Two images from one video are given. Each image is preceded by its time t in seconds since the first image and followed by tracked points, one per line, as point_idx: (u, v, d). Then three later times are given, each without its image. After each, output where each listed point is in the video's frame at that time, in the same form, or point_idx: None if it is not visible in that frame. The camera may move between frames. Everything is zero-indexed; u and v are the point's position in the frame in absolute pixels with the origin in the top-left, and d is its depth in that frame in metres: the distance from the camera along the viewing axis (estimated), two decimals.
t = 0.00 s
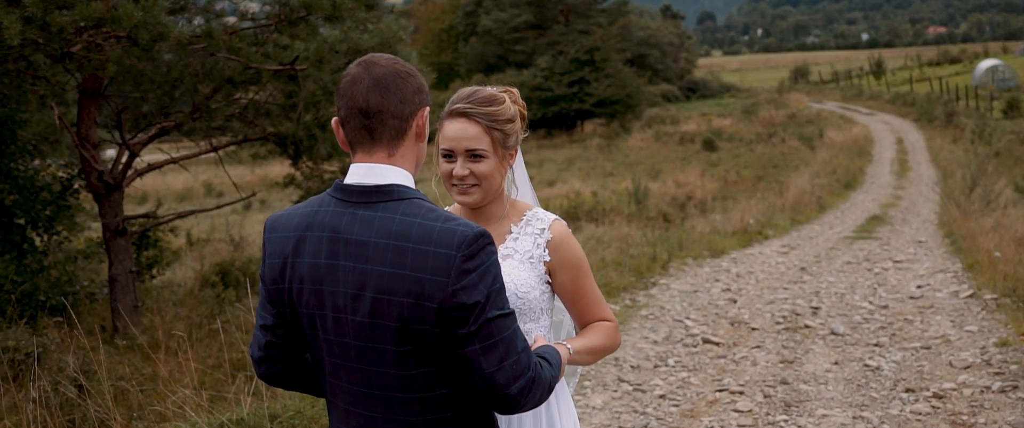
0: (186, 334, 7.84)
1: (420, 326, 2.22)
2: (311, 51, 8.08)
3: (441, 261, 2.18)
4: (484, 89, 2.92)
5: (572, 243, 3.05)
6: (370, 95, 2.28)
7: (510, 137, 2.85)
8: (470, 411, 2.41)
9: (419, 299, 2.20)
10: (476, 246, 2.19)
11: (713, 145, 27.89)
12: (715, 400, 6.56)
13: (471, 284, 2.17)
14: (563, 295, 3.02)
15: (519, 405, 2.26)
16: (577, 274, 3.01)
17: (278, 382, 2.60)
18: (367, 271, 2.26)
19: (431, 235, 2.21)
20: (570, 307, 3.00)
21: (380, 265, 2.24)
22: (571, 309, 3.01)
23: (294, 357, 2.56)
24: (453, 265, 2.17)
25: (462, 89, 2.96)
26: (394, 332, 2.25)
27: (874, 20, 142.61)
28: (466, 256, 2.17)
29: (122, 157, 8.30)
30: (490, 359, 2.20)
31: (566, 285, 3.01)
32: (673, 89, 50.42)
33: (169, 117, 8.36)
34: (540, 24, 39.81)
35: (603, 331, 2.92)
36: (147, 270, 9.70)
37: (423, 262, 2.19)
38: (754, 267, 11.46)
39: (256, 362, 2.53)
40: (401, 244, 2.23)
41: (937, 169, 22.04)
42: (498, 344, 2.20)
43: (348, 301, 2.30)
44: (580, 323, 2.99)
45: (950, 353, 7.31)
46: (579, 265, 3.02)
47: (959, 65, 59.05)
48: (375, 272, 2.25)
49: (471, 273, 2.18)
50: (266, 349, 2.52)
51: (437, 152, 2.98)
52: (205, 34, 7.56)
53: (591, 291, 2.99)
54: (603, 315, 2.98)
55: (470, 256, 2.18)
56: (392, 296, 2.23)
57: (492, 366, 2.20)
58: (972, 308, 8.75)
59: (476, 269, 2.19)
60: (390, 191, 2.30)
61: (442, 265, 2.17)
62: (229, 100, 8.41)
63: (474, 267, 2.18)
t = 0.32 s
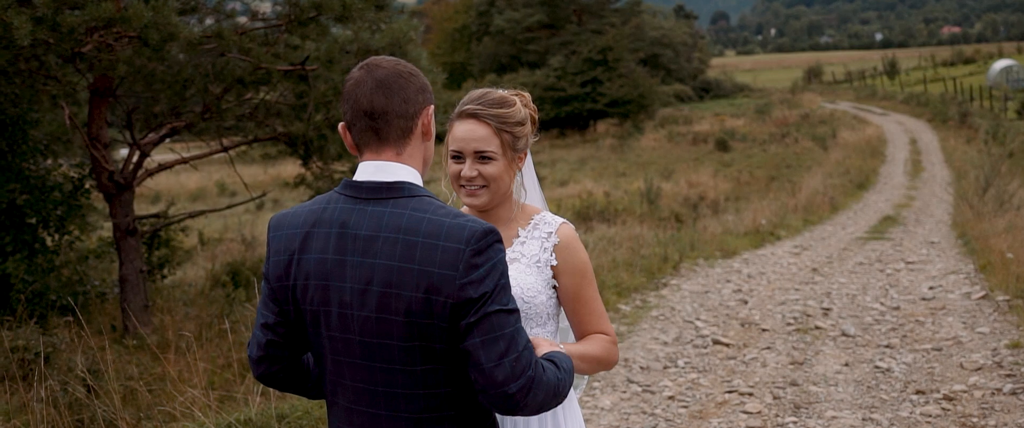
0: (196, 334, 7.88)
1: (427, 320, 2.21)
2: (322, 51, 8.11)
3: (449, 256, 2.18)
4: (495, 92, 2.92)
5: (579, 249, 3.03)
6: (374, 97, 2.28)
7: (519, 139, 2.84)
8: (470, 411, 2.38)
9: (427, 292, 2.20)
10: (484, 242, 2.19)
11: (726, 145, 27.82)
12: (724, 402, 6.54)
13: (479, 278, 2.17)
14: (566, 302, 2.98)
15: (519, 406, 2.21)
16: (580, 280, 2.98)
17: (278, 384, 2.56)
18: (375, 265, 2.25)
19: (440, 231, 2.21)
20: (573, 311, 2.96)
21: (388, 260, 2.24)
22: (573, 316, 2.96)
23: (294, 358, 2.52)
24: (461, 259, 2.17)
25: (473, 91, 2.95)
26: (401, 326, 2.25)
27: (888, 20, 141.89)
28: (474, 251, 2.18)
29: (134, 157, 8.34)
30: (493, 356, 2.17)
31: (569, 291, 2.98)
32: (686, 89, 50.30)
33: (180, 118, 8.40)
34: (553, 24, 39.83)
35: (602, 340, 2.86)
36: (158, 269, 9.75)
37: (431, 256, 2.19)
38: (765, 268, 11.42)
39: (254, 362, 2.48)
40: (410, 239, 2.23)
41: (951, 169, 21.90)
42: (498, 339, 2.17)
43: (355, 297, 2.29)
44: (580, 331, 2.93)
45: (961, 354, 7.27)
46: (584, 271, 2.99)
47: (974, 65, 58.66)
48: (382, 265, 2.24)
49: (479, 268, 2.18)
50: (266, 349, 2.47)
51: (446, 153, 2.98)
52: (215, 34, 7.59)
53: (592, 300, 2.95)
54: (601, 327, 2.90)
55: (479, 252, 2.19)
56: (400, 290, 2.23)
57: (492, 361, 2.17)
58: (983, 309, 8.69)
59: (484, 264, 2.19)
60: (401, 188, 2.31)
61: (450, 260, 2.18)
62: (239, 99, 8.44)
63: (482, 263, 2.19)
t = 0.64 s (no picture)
0: (206, 334, 7.91)
1: (432, 303, 2.17)
2: (331, 51, 8.15)
3: (456, 238, 2.15)
4: (504, 92, 2.91)
5: (581, 253, 2.91)
6: (379, 98, 2.28)
7: (526, 139, 2.84)
8: (470, 403, 2.32)
9: (432, 274, 2.16)
10: (491, 227, 2.17)
11: (738, 145, 27.74)
12: (732, 402, 6.52)
13: (485, 260, 2.14)
14: (565, 308, 2.86)
15: (519, 388, 2.14)
16: (581, 285, 2.85)
17: (278, 382, 2.45)
18: (381, 248, 2.21)
19: (448, 214, 2.19)
20: (572, 318, 2.82)
21: (396, 243, 2.20)
22: (571, 322, 2.83)
23: (295, 354, 2.42)
24: (467, 240, 2.15)
25: (481, 92, 2.96)
26: (406, 310, 2.19)
27: (902, 21, 141.16)
28: (481, 234, 2.15)
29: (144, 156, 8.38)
30: (494, 337, 2.11)
31: (568, 297, 2.85)
32: (699, 89, 50.20)
33: (190, 118, 8.44)
34: (565, 23, 39.82)
35: (593, 350, 2.70)
36: (168, 269, 9.78)
37: (437, 239, 2.16)
38: (776, 268, 11.37)
39: (255, 358, 2.37)
40: (417, 222, 2.20)
41: (964, 170, 21.75)
42: (500, 320, 2.12)
43: (359, 281, 2.24)
44: (576, 338, 2.79)
45: (971, 356, 7.22)
46: (584, 276, 2.87)
47: (988, 65, 58.27)
48: (389, 248, 2.20)
49: (487, 251, 2.16)
50: (269, 343, 2.37)
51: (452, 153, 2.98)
52: (224, 34, 7.64)
53: (591, 307, 2.82)
54: (595, 337, 2.76)
55: (486, 236, 2.16)
56: (405, 272, 2.18)
57: (493, 340, 2.11)
58: (995, 310, 8.63)
59: (492, 248, 2.17)
60: (411, 178, 2.28)
61: (457, 242, 2.15)
62: (249, 99, 8.46)
63: (488, 246, 2.16)
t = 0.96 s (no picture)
0: (214, 333, 7.95)
1: (432, 285, 2.14)
2: (340, 51, 8.20)
3: (458, 222, 2.14)
4: (507, 93, 2.91)
5: (582, 255, 2.81)
6: (384, 103, 2.29)
7: (528, 139, 2.81)
8: (466, 395, 2.26)
9: (434, 255, 2.13)
10: (493, 213, 2.17)
11: (750, 145, 27.66)
12: (740, 402, 6.50)
13: (487, 242, 2.13)
14: (564, 314, 2.75)
15: (517, 370, 2.10)
16: (579, 290, 2.75)
17: (274, 381, 2.37)
18: (384, 232, 2.18)
19: (451, 199, 2.19)
20: (571, 325, 2.72)
21: (398, 226, 2.17)
22: (570, 327, 2.73)
23: (295, 351, 2.34)
24: (470, 223, 2.14)
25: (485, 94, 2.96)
26: (407, 292, 2.15)
27: (916, 20, 140.35)
28: (484, 218, 2.15)
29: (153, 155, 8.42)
30: (493, 316, 2.09)
31: (567, 303, 2.75)
32: (711, 89, 50.10)
33: (199, 117, 8.48)
34: (577, 23, 39.82)
35: (590, 355, 2.61)
36: (177, 268, 9.82)
37: (440, 222, 2.15)
38: (786, 268, 11.34)
39: (255, 352, 2.30)
40: (421, 207, 2.19)
41: (977, 170, 21.61)
42: (500, 300, 2.10)
43: (360, 264, 2.20)
44: (573, 343, 2.70)
45: (981, 357, 7.17)
46: (584, 280, 2.76)
47: (1003, 65, 57.85)
48: (392, 232, 2.17)
49: (489, 234, 2.15)
50: (269, 336, 2.30)
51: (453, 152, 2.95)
52: (233, 33, 7.75)
53: (590, 313, 2.72)
54: (593, 341, 2.68)
55: (488, 220, 2.16)
56: (407, 254, 2.15)
57: (492, 320, 2.08)
58: (1006, 311, 8.58)
59: (493, 233, 2.16)
60: (413, 173, 2.27)
61: (459, 224, 2.14)
62: (257, 98, 8.46)
63: (490, 231, 2.15)
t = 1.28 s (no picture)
0: (221, 332, 7.97)
1: (429, 275, 2.13)
2: (349, 50, 8.16)
3: (456, 214, 2.15)
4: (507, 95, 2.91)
5: (576, 258, 2.76)
6: (383, 111, 2.30)
7: (521, 142, 2.79)
8: (462, 389, 2.25)
9: (432, 246, 2.13)
10: (492, 207, 2.18)
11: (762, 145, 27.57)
12: (748, 403, 6.47)
13: (485, 234, 2.14)
14: (558, 316, 2.72)
15: (512, 358, 2.08)
16: (573, 292, 2.71)
17: (271, 379, 2.37)
18: (383, 226, 2.19)
19: (451, 193, 2.19)
20: (565, 327, 2.70)
21: (398, 218, 2.18)
22: (564, 327, 2.71)
23: (294, 350, 2.34)
24: (467, 215, 2.15)
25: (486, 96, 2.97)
26: (404, 282, 2.15)
27: (929, 20, 139.61)
28: (482, 211, 2.16)
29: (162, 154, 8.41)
30: (488, 304, 2.08)
31: (562, 304, 2.71)
32: (722, 89, 50.00)
33: (207, 116, 8.51)
34: (589, 23, 39.81)
35: (585, 355, 2.61)
36: (186, 267, 9.86)
37: (439, 215, 2.15)
38: (797, 269, 11.30)
39: (254, 349, 2.30)
40: (421, 201, 2.19)
41: (990, 171, 21.47)
42: (496, 289, 2.09)
43: (358, 256, 2.20)
44: (568, 342, 2.69)
45: (990, 358, 7.13)
46: (579, 283, 2.72)
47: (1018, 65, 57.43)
48: (391, 225, 2.18)
49: (487, 227, 2.15)
50: (268, 333, 2.31)
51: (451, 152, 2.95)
52: (242, 33, 7.76)
53: (585, 313, 2.69)
54: (588, 340, 2.66)
55: (486, 214, 2.16)
56: (405, 246, 2.15)
57: (488, 309, 2.07)
58: (1016, 312, 8.53)
59: (491, 227, 2.16)
60: (412, 172, 2.27)
61: (457, 216, 2.15)
62: (265, 97, 8.49)
63: (488, 225, 2.16)
